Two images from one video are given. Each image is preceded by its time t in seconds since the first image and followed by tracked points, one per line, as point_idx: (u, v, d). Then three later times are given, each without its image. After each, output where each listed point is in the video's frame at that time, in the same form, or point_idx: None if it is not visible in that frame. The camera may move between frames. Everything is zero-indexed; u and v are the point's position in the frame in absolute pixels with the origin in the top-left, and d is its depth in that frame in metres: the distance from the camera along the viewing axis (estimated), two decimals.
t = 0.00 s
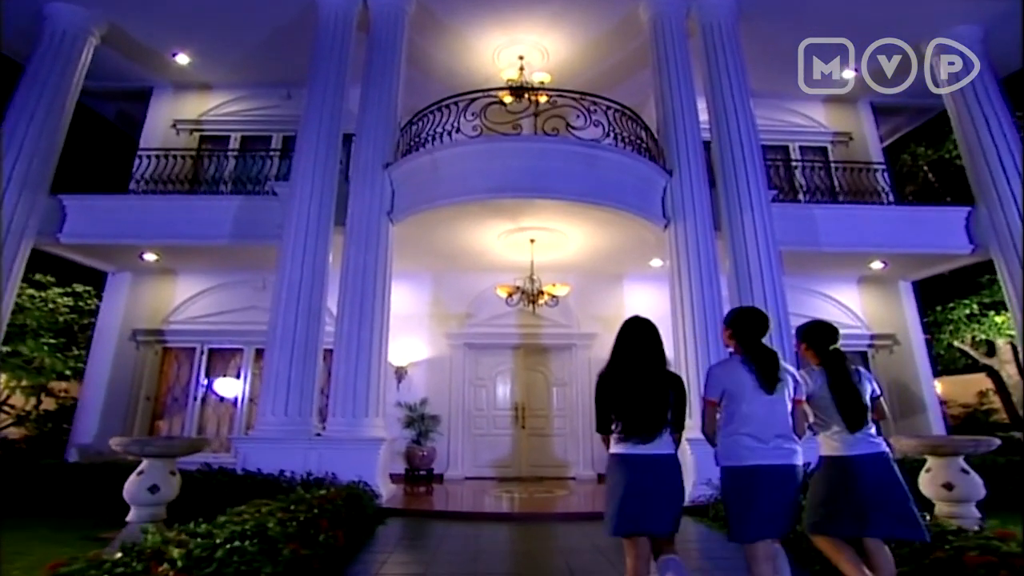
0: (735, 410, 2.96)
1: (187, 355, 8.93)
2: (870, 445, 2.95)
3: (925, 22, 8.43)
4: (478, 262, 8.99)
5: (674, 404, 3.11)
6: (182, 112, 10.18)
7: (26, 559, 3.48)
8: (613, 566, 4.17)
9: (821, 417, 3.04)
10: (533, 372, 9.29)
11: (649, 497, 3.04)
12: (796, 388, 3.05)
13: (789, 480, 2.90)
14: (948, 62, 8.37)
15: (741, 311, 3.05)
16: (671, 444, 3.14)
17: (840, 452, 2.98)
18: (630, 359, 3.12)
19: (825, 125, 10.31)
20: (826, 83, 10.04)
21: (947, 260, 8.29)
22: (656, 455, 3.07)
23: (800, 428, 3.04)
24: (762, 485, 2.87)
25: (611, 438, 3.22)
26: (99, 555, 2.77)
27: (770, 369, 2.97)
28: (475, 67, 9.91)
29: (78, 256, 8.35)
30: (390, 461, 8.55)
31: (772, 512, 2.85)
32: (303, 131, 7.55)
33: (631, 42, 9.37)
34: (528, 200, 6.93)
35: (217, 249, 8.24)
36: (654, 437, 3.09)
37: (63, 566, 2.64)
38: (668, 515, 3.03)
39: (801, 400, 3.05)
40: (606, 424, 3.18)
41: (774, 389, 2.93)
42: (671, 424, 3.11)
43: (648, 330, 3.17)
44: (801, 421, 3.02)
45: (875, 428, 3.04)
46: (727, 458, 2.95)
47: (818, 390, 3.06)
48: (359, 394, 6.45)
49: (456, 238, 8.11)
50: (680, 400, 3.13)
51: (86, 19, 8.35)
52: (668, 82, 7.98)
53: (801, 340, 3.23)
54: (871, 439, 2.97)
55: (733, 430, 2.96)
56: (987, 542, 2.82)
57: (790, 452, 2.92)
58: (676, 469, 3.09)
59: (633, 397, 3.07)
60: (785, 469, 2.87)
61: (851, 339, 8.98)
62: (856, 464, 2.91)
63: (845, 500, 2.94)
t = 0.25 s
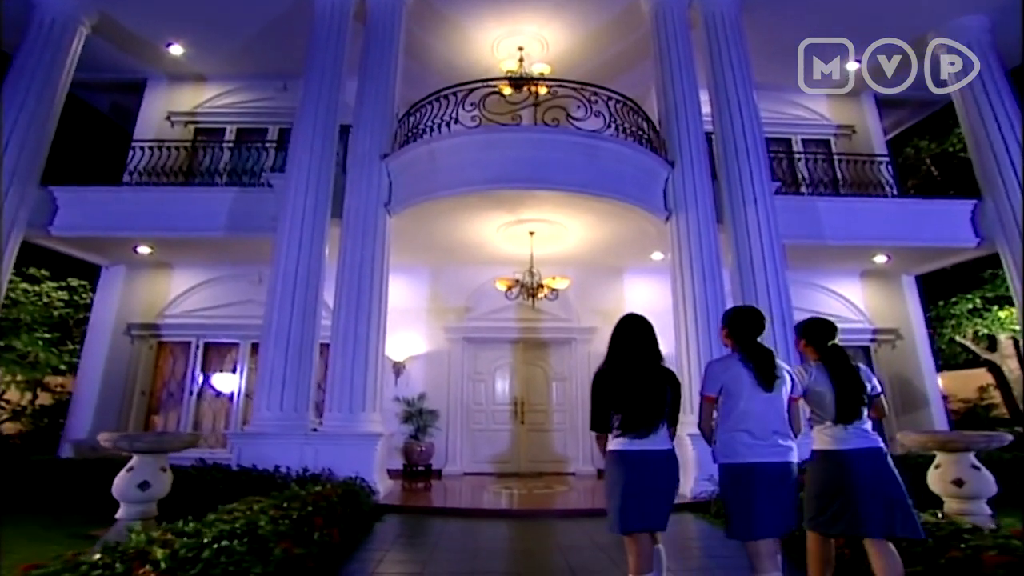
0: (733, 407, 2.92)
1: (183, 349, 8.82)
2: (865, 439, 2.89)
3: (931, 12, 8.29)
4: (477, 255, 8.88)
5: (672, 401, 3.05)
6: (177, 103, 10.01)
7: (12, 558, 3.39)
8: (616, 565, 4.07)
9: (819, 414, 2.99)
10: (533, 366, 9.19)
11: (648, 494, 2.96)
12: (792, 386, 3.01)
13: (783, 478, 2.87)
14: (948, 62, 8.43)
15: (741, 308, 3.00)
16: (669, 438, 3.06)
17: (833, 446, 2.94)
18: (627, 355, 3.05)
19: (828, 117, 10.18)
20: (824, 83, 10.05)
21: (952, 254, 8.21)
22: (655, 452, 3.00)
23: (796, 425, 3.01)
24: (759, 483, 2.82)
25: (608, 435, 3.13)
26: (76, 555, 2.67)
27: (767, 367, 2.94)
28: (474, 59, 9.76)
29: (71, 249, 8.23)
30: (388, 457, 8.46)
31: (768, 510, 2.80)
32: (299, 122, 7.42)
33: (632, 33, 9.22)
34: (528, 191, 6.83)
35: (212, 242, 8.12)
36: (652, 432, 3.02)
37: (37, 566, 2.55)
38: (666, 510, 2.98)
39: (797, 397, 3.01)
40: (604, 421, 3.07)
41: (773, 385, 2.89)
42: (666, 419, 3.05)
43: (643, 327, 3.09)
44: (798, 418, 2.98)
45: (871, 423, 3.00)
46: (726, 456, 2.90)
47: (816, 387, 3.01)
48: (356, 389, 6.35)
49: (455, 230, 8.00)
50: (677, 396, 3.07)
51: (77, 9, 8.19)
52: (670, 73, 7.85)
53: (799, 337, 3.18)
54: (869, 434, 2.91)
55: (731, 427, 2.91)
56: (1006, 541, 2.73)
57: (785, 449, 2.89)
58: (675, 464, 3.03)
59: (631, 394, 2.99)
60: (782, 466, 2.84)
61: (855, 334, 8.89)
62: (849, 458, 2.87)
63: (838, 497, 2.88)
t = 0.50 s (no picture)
0: (735, 403, 2.87)
1: (179, 343, 8.71)
2: (842, 434, 2.92)
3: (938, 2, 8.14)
4: (476, 248, 8.77)
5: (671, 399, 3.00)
6: (172, 95, 9.85)
7: None
8: (618, 563, 3.98)
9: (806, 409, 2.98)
10: (533, 360, 9.09)
11: (648, 491, 2.88)
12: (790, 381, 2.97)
13: (787, 472, 2.78)
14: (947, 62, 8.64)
15: (743, 305, 2.97)
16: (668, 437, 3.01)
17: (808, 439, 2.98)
18: (628, 352, 3.00)
19: (832, 109, 10.05)
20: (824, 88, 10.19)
21: (958, 247, 8.10)
22: (653, 448, 2.93)
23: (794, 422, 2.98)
24: (759, 477, 2.75)
25: (607, 432, 3.06)
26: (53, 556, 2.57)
27: (768, 364, 2.90)
28: (473, 49, 9.61)
29: (64, 242, 8.12)
30: (386, 452, 8.37)
31: (769, 504, 2.72)
32: (295, 112, 7.27)
33: (634, 23, 9.07)
34: (528, 181, 6.71)
35: (208, 234, 8.00)
36: (652, 429, 2.95)
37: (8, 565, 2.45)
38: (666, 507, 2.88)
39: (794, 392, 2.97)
40: (604, 418, 3.00)
41: (775, 382, 2.85)
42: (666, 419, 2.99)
43: (641, 326, 3.05)
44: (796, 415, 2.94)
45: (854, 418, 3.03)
46: (728, 451, 2.85)
47: (809, 383, 2.98)
48: (353, 383, 6.24)
49: (454, 222, 7.88)
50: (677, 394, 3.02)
51: None
52: (673, 62, 7.71)
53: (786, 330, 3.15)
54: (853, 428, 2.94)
55: (731, 424, 2.86)
56: None
57: (788, 444, 2.82)
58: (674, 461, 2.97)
59: (633, 390, 2.93)
60: (784, 460, 2.76)
61: (859, 328, 8.79)
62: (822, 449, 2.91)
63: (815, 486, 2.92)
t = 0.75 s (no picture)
0: (738, 396, 2.81)
1: (175, 338, 8.60)
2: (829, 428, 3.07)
3: None
4: (475, 241, 8.66)
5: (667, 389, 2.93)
6: (167, 87, 9.71)
7: None
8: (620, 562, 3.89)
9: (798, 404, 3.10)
10: (533, 355, 9.00)
11: (646, 484, 2.81)
12: (797, 373, 2.92)
13: (794, 464, 2.70)
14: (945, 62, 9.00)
15: (750, 299, 2.87)
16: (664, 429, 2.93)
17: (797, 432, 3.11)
18: (622, 344, 2.90)
19: (836, 102, 9.93)
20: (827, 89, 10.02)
21: (963, 240, 8.02)
22: (650, 441, 2.86)
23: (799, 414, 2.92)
24: (762, 469, 2.69)
25: (603, 426, 2.97)
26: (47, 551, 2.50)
27: (773, 357, 2.81)
28: (472, 41, 9.48)
29: (57, 235, 7.99)
30: (384, 447, 8.28)
31: (772, 496, 2.67)
32: (292, 103, 7.15)
33: (635, 14, 8.94)
34: (528, 173, 6.62)
35: (204, 228, 7.89)
36: (648, 421, 2.87)
37: None
38: (667, 499, 2.80)
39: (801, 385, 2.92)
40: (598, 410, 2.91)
41: (780, 374, 2.75)
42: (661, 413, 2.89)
43: (635, 320, 2.94)
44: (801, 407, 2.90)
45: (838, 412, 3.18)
46: (732, 444, 2.80)
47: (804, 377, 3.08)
48: (351, 378, 6.14)
49: (452, 215, 7.77)
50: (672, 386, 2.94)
51: None
52: (675, 53, 7.59)
53: (776, 326, 3.27)
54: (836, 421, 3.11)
55: (734, 416, 2.81)
56: None
57: (794, 436, 2.74)
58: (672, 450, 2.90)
59: (627, 382, 2.84)
60: (789, 452, 2.70)
61: (862, 323, 8.70)
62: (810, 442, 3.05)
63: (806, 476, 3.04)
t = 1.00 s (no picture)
0: (738, 390, 2.76)
1: (171, 333, 8.48)
2: (828, 424, 3.00)
3: None
4: (475, 234, 8.55)
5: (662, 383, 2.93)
6: (162, 79, 9.55)
7: None
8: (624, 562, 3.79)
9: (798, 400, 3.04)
10: (533, 350, 8.90)
11: (642, 478, 2.81)
12: (798, 367, 2.85)
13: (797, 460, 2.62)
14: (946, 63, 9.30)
15: (751, 293, 2.81)
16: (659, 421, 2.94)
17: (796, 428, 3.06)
18: (620, 338, 2.89)
19: (840, 93, 9.79)
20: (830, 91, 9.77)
21: (970, 234, 7.91)
22: (646, 434, 2.87)
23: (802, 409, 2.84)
24: (763, 464, 2.63)
25: (599, 421, 2.98)
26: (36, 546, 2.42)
27: (772, 351, 2.75)
28: (471, 32, 9.32)
29: (51, 227, 7.87)
30: (383, 443, 8.19)
31: (775, 491, 2.60)
32: (288, 94, 7.01)
33: (638, 4, 8.78)
34: (528, 164, 6.52)
35: (199, 221, 7.76)
36: (643, 415, 2.88)
37: None
38: (662, 493, 2.81)
39: (803, 378, 2.85)
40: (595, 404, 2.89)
41: (779, 369, 2.68)
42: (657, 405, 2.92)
43: (631, 315, 2.94)
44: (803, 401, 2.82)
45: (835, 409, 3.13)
46: (733, 439, 2.74)
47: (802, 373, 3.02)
48: (348, 374, 6.04)
49: (451, 207, 7.64)
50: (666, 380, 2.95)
51: None
52: (679, 43, 7.44)
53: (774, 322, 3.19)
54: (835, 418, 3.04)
55: (733, 411, 2.75)
56: None
57: (796, 430, 2.68)
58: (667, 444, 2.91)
59: (626, 376, 2.82)
60: (791, 447, 2.62)
61: (866, 318, 8.60)
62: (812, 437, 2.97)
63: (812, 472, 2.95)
